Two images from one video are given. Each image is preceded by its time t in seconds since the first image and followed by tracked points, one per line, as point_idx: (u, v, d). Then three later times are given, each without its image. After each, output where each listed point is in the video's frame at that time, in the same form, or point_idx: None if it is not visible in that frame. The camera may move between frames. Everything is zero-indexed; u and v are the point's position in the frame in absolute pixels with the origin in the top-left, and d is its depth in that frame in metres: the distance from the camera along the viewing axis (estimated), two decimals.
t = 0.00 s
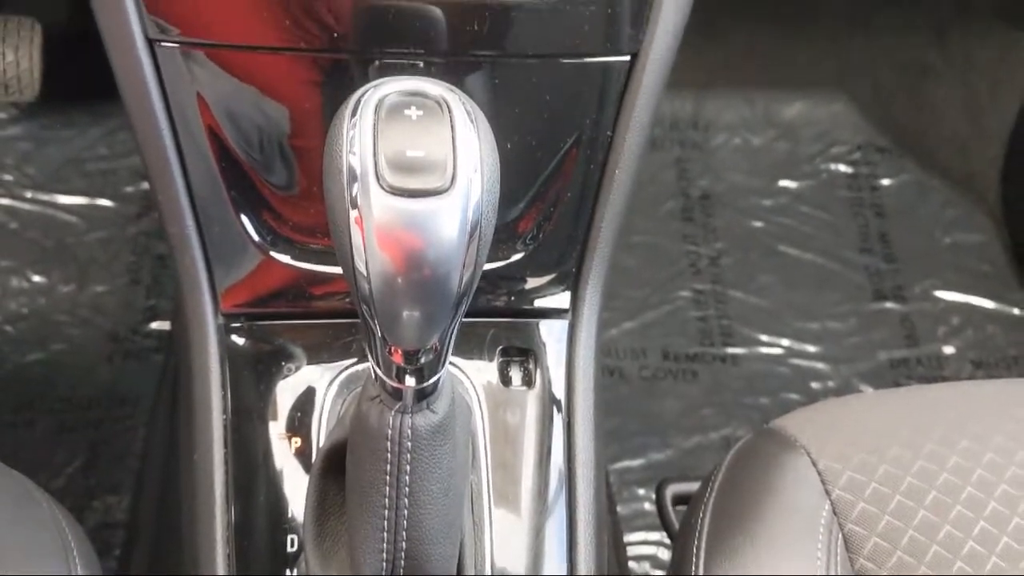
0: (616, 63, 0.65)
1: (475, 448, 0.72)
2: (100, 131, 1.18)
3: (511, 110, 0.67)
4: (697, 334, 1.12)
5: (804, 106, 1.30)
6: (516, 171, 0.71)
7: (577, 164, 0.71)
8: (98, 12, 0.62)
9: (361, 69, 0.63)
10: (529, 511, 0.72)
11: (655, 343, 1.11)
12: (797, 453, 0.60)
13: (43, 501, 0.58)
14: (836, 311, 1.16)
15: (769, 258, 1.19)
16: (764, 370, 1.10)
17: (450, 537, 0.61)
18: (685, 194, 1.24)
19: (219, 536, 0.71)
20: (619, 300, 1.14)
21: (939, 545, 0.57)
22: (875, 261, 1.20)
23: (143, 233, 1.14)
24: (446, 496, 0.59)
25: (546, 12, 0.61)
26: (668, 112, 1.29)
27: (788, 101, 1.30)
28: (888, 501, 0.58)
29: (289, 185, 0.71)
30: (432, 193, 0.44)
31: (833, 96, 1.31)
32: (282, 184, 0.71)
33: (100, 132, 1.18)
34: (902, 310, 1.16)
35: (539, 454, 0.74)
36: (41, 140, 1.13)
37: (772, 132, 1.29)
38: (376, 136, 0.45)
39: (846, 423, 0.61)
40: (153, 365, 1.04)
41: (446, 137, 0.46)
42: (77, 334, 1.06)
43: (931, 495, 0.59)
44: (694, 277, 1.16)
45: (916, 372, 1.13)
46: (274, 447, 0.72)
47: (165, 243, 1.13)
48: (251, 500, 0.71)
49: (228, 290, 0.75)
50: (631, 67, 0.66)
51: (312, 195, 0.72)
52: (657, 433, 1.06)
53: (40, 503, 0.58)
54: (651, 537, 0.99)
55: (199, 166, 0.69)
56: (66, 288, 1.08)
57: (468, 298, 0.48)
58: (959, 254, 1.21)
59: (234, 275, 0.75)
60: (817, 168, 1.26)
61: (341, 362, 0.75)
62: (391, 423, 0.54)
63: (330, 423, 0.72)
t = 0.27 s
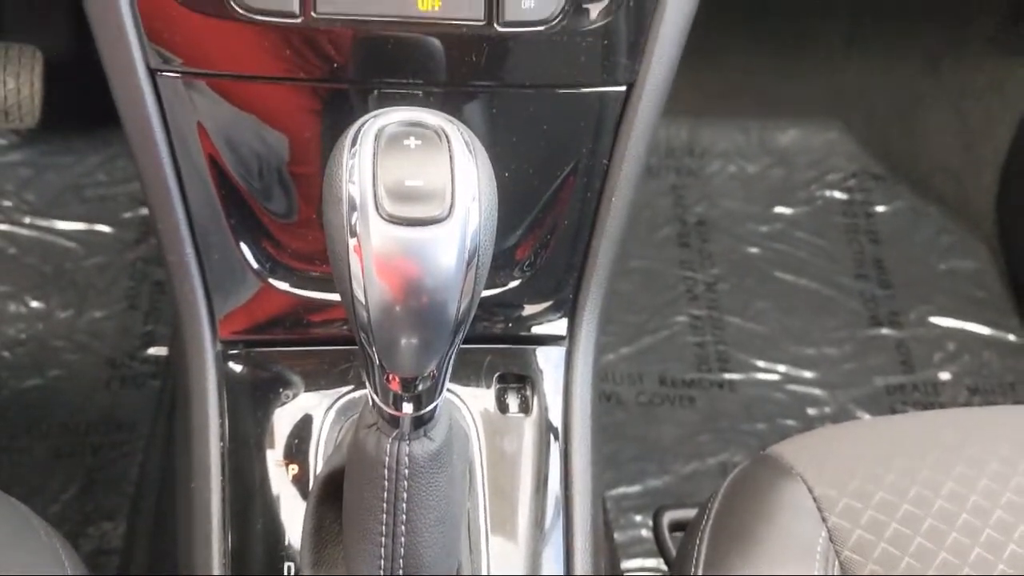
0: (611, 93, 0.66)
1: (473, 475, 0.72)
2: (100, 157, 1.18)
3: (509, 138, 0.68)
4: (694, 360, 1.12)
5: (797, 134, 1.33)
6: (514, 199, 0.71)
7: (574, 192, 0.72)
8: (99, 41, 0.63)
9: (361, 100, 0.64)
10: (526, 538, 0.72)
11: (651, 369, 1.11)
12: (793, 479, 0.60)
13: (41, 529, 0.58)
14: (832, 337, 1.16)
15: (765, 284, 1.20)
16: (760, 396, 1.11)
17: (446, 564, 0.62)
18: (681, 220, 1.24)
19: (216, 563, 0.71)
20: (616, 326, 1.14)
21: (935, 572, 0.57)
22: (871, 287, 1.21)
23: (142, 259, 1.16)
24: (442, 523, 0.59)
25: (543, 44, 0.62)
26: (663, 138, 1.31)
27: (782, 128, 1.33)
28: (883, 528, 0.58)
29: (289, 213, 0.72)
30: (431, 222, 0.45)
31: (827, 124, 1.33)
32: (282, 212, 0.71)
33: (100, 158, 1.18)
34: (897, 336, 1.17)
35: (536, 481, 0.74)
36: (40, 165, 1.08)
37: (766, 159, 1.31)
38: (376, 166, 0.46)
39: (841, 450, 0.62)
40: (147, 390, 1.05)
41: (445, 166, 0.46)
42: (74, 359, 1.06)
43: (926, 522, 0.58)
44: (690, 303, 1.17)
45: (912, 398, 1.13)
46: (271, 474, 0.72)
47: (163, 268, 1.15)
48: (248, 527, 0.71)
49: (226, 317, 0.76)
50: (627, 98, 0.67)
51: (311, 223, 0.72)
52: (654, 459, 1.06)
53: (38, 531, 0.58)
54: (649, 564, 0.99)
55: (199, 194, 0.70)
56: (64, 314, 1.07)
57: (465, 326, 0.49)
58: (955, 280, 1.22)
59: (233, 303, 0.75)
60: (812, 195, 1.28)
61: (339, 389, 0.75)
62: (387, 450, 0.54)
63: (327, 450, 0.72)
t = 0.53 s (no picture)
0: (610, 110, 0.66)
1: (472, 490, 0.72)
2: (100, 173, 1.20)
3: (508, 153, 0.68)
4: (693, 376, 1.12)
5: (796, 150, 1.33)
6: (513, 215, 0.71)
7: (572, 209, 0.72)
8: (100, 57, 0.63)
9: (361, 117, 0.65)
10: (524, 553, 0.71)
11: (650, 385, 1.11)
12: (791, 494, 0.60)
13: (38, 545, 0.58)
14: (830, 353, 1.16)
15: (763, 299, 1.20)
16: (758, 412, 1.10)
17: None
18: (679, 236, 1.25)
19: None
20: (614, 341, 1.14)
21: None
22: (869, 303, 1.21)
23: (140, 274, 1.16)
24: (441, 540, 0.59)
25: (541, 61, 0.62)
26: (661, 154, 1.31)
27: (780, 145, 1.33)
28: (882, 545, 0.58)
29: (288, 229, 0.72)
30: (429, 238, 0.45)
31: (824, 140, 1.33)
32: (281, 228, 0.72)
33: (99, 174, 1.20)
34: (896, 352, 1.17)
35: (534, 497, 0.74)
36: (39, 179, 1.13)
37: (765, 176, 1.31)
38: (375, 182, 0.46)
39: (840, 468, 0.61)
40: (144, 407, 1.04)
41: (444, 183, 0.46)
42: (71, 375, 1.06)
43: (926, 538, 0.58)
44: (688, 318, 1.17)
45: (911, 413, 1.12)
46: (268, 489, 0.72)
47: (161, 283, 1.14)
48: (246, 543, 0.71)
49: (226, 332, 0.76)
50: (625, 115, 0.67)
51: (309, 238, 0.72)
52: (652, 475, 1.05)
53: (34, 547, 0.58)
54: None
55: (199, 210, 0.70)
56: (62, 330, 1.08)
57: (464, 342, 0.49)
58: (954, 296, 1.22)
59: (231, 319, 0.75)
60: (810, 212, 1.28)
61: (337, 405, 0.75)
62: (387, 466, 0.54)
63: (325, 466, 0.72)
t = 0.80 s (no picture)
0: (610, 133, 0.67)
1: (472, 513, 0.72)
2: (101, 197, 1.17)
3: (508, 177, 0.68)
4: (694, 396, 1.12)
5: (795, 170, 1.33)
6: (514, 238, 0.72)
7: (573, 231, 0.72)
8: (104, 82, 0.63)
9: (362, 141, 0.65)
10: None
11: (651, 405, 1.11)
12: (790, 515, 0.60)
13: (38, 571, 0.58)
14: (831, 373, 1.16)
15: (763, 319, 1.20)
16: (758, 432, 1.10)
17: None
18: (680, 256, 1.25)
19: None
20: (615, 362, 1.14)
21: None
22: (869, 323, 1.21)
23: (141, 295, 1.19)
24: (442, 562, 0.59)
25: (540, 85, 0.63)
26: (661, 175, 1.31)
27: (780, 165, 1.33)
28: (882, 566, 0.57)
29: (290, 252, 0.72)
30: (431, 263, 0.45)
31: (824, 161, 1.34)
32: (282, 251, 0.72)
33: (100, 198, 1.17)
34: (896, 372, 1.17)
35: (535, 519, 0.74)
36: (41, 203, 1.08)
37: (765, 196, 1.32)
38: (377, 207, 0.47)
39: (838, 492, 0.61)
40: (145, 428, 1.06)
41: (445, 207, 0.47)
42: (73, 397, 1.05)
43: (926, 560, 0.57)
44: (689, 338, 1.17)
45: (912, 433, 1.11)
46: (271, 513, 0.73)
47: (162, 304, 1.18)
48: (248, 564, 0.72)
49: (227, 355, 0.76)
50: (625, 137, 0.67)
51: (311, 261, 0.72)
52: (653, 496, 1.05)
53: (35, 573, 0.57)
54: None
55: (201, 234, 0.70)
56: (64, 351, 1.07)
57: (465, 366, 0.49)
58: (953, 315, 1.22)
59: (233, 342, 0.76)
60: (809, 232, 1.28)
61: (338, 428, 0.75)
62: (387, 489, 0.54)
63: (326, 489, 0.72)
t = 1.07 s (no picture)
0: (609, 153, 0.67)
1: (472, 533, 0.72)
2: (101, 216, 1.21)
3: (508, 197, 0.69)
4: (694, 414, 1.12)
5: (793, 189, 1.33)
6: (514, 257, 0.72)
7: (572, 250, 0.73)
8: (108, 105, 0.64)
9: (363, 162, 0.66)
10: None
11: (651, 423, 1.11)
12: (791, 534, 0.59)
13: None
14: (830, 390, 1.16)
15: (763, 337, 1.20)
16: (758, 449, 1.10)
17: None
18: (679, 273, 1.25)
19: None
20: (615, 379, 1.14)
21: None
22: (868, 340, 1.21)
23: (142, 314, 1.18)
24: None
25: (539, 105, 0.63)
26: (660, 193, 1.31)
27: (778, 182, 1.33)
28: None
29: (290, 272, 0.72)
30: (432, 283, 0.46)
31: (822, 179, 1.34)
32: (283, 271, 0.72)
33: (100, 217, 1.21)
34: (895, 389, 1.17)
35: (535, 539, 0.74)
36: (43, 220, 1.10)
37: (763, 215, 1.31)
38: (378, 228, 0.47)
39: (838, 511, 0.60)
40: (145, 447, 1.04)
41: (446, 228, 0.47)
42: (73, 416, 1.05)
43: None
44: (688, 356, 1.17)
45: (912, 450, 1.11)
46: (271, 533, 0.73)
47: (163, 323, 1.16)
48: None
49: (228, 376, 0.76)
50: (624, 157, 0.68)
51: (311, 281, 0.73)
52: (654, 514, 1.05)
53: None
54: None
55: (202, 254, 0.71)
56: (64, 370, 1.07)
57: (465, 386, 0.49)
58: (952, 332, 1.22)
59: (234, 362, 0.76)
60: (808, 249, 1.28)
61: (337, 448, 0.75)
62: (387, 510, 0.55)
63: (327, 509, 0.72)
